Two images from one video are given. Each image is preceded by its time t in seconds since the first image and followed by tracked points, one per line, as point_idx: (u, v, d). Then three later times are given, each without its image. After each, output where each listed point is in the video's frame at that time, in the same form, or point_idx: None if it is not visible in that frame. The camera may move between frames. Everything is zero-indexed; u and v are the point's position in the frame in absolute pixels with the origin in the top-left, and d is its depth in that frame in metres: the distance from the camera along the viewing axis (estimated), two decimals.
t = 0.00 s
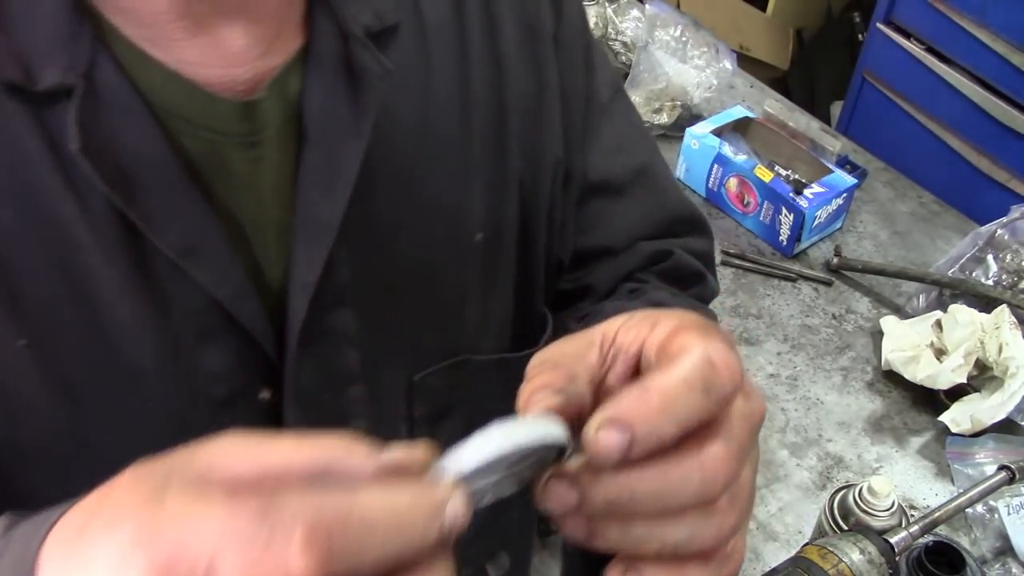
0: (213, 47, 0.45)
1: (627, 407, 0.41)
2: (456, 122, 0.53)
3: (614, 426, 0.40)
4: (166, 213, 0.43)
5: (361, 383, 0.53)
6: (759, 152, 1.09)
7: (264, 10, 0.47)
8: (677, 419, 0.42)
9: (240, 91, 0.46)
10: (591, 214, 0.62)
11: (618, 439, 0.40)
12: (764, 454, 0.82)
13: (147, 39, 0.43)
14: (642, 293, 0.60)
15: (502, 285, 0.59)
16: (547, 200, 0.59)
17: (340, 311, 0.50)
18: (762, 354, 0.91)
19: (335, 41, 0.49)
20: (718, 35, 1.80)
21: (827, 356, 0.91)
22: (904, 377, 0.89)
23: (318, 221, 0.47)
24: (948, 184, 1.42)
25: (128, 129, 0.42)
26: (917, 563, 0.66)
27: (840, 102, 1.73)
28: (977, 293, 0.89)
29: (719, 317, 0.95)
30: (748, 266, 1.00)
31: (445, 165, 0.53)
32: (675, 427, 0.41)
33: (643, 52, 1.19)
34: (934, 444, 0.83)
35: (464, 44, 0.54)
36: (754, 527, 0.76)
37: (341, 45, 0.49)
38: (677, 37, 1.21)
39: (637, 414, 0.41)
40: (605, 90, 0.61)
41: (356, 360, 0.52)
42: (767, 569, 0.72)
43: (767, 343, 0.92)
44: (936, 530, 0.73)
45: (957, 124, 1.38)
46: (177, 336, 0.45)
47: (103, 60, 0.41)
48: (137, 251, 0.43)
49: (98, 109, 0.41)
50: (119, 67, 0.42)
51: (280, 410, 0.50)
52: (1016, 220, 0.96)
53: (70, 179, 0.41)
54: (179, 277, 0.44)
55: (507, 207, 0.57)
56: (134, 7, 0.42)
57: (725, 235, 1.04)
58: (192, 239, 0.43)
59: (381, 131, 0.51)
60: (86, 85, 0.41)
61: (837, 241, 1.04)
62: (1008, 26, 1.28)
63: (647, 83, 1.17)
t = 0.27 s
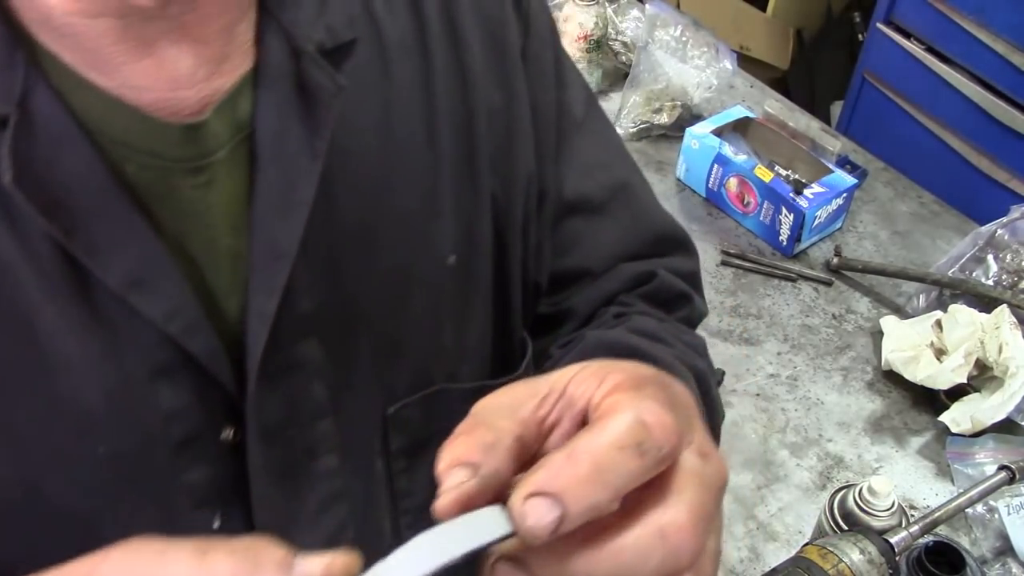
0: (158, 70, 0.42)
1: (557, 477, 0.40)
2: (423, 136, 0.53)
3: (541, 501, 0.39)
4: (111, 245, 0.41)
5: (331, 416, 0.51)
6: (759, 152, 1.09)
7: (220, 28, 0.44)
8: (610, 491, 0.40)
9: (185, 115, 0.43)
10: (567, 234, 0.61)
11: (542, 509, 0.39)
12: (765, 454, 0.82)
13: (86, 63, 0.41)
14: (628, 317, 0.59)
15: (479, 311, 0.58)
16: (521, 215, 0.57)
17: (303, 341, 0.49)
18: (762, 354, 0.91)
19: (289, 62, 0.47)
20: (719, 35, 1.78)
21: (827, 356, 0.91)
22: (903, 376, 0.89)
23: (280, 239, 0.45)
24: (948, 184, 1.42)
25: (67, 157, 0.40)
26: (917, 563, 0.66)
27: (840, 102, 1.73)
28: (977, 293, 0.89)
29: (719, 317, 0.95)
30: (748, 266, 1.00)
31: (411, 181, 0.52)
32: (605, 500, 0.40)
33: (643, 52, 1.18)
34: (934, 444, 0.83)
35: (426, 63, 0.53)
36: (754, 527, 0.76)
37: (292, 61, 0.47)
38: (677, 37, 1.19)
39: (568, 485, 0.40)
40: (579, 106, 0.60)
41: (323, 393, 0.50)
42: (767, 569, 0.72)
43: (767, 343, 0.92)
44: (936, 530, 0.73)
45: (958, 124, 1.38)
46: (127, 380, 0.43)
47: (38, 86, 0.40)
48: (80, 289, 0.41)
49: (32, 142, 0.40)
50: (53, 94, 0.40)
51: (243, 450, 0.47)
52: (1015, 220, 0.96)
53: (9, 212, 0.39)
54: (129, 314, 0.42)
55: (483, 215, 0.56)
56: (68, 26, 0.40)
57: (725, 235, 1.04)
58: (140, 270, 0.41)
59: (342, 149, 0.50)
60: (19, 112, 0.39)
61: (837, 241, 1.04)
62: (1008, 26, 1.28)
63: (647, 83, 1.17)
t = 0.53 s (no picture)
0: (131, 94, 0.42)
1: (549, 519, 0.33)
2: (406, 154, 0.53)
3: (521, 549, 0.32)
4: (84, 276, 0.41)
5: (315, 448, 0.52)
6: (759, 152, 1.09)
7: (198, 49, 0.44)
8: (595, 538, 0.33)
9: (161, 140, 0.43)
10: (564, 254, 0.61)
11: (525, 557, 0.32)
12: (765, 454, 0.82)
13: (59, 89, 0.41)
14: (631, 339, 0.59)
15: (468, 328, 0.58)
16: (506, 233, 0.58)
17: (287, 371, 0.49)
18: (762, 354, 0.91)
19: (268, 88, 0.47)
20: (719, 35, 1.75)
21: (827, 356, 0.91)
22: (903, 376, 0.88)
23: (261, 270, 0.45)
24: (948, 184, 1.42)
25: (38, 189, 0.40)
26: (917, 563, 0.66)
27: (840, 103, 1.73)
28: (977, 293, 0.90)
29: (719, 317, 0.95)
30: (748, 266, 1.00)
31: (393, 198, 0.52)
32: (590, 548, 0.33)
33: (643, 52, 1.18)
34: (934, 444, 0.83)
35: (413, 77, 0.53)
36: (754, 527, 0.76)
37: (270, 84, 0.47)
38: (677, 37, 1.20)
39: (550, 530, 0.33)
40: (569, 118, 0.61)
41: (305, 425, 0.50)
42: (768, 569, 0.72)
43: (768, 343, 0.92)
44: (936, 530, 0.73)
45: (958, 124, 1.38)
46: (109, 401, 0.43)
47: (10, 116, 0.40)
48: (55, 317, 0.41)
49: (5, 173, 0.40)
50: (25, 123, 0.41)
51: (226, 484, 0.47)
52: (1016, 220, 0.96)
53: None
54: (105, 349, 0.42)
55: (469, 234, 0.56)
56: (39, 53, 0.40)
57: (725, 235, 1.04)
58: (114, 306, 0.41)
59: (323, 172, 0.50)
60: None
61: (837, 241, 1.04)
62: (1008, 27, 1.28)
63: (647, 83, 1.17)
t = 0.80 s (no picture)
0: (130, 102, 0.43)
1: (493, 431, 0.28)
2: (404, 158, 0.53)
3: (456, 524, 0.26)
4: (84, 286, 0.41)
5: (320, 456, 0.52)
6: (759, 152, 1.09)
7: (198, 57, 0.45)
8: (599, 516, 0.27)
9: (162, 149, 0.44)
10: (574, 267, 0.61)
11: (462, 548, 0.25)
12: (765, 454, 0.82)
13: (59, 97, 0.42)
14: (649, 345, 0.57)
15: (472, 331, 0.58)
16: (507, 240, 0.58)
17: (287, 386, 0.49)
18: (762, 354, 0.91)
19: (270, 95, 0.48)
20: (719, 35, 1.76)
21: (827, 356, 0.91)
22: (903, 376, 0.88)
23: (264, 277, 0.46)
24: (948, 184, 1.42)
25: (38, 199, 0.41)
26: (917, 563, 0.66)
27: (840, 103, 1.73)
28: (977, 293, 0.89)
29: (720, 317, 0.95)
30: (748, 266, 1.00)
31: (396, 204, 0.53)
32: (591, 535, 0.27)
33: (643, 52, 1.18)
34: (934, 444, 0.83)
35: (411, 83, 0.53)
36: (754, 526, 0.76)
37: (274, 92, 0.48)
38: (677, 38, 1.19)
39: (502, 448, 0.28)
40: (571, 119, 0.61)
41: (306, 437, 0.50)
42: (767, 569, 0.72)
43: (767, 343, 0.92)
44: (937, 530, 0.73)
45: (958, 124, 1.38)
46: (107, 402, 0.43)
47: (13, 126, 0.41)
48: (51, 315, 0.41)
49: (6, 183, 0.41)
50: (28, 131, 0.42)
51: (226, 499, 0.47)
52: (1015, 220, 0.96)
53: None
54: (105, 361, 0.42)
55: (470, 239, 0.56)
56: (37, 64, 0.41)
57: (725, 235, 1.04)
58: (114, 316, 0.42)
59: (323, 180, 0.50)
60: None
61: (837, 241, 1.04)
62: (1008, 26, 1.28)
63: (647, 83, 1.17)
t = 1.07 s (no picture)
0: (167, 89, 0.43)
1: (530, 258, 0.33)
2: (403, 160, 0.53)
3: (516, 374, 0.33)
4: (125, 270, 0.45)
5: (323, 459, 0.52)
6: (759, 152, 1.09)
7: (235, 49, 0.44)
8: (661, 361, 0.34)
9: (198, 137, 0.44)
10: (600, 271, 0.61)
11: (518, 386, 0.33)
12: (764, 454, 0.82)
13: (95, 79, 0.42)
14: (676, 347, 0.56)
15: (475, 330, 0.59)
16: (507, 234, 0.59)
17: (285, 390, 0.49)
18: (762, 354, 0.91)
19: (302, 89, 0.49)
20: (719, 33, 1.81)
21: (827, 356, 0.91)
22: (904, 377, 0.88)
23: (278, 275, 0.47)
24: (948, 184, 1.42)
25: (72, 177, 0.43)
26: (917, 563, 0.66)
27: (840, 103, 1.73)
28: (977, 293, 0.89)
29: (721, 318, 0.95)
30: (748, 266, 1.00)
31: (418, 194, 0.55)
32: (650, 377, 0.34)
33: (643, 52, 1.18)
34: (934, 444, 0.83)
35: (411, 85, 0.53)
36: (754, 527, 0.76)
37: (308, 86, 0.49)
38: (677, 37, 1.21)
39: (544, 271, 0.33)
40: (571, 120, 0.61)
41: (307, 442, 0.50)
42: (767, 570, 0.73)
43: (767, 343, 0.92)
44: (937, 530, 0.73)
45: (958, 124, 1.38)
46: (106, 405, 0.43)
47: (50, 106, 0.43)
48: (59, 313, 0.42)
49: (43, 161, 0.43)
50: (65, 112, 0.43)
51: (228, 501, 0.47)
52: (1015, 220, 0.96)
53: None
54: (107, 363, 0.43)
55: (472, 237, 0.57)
56: (74, 46, 0.41)
57: (725, 235, 1.04)
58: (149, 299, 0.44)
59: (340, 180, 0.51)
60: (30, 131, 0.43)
61: (837, 241, 1.04)
62: (1008, 26, 1.28)
63: (647, 83, 1.17)
